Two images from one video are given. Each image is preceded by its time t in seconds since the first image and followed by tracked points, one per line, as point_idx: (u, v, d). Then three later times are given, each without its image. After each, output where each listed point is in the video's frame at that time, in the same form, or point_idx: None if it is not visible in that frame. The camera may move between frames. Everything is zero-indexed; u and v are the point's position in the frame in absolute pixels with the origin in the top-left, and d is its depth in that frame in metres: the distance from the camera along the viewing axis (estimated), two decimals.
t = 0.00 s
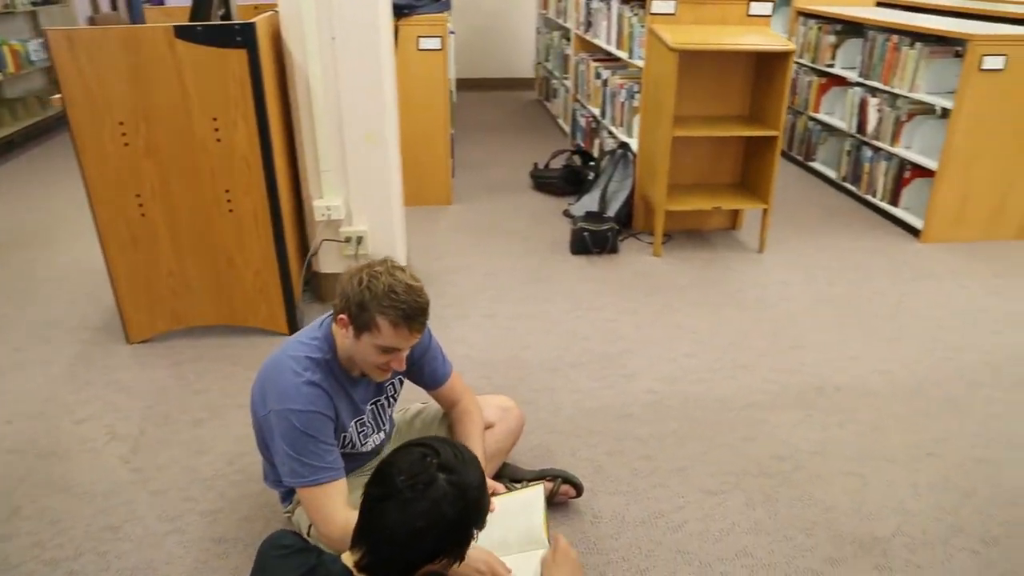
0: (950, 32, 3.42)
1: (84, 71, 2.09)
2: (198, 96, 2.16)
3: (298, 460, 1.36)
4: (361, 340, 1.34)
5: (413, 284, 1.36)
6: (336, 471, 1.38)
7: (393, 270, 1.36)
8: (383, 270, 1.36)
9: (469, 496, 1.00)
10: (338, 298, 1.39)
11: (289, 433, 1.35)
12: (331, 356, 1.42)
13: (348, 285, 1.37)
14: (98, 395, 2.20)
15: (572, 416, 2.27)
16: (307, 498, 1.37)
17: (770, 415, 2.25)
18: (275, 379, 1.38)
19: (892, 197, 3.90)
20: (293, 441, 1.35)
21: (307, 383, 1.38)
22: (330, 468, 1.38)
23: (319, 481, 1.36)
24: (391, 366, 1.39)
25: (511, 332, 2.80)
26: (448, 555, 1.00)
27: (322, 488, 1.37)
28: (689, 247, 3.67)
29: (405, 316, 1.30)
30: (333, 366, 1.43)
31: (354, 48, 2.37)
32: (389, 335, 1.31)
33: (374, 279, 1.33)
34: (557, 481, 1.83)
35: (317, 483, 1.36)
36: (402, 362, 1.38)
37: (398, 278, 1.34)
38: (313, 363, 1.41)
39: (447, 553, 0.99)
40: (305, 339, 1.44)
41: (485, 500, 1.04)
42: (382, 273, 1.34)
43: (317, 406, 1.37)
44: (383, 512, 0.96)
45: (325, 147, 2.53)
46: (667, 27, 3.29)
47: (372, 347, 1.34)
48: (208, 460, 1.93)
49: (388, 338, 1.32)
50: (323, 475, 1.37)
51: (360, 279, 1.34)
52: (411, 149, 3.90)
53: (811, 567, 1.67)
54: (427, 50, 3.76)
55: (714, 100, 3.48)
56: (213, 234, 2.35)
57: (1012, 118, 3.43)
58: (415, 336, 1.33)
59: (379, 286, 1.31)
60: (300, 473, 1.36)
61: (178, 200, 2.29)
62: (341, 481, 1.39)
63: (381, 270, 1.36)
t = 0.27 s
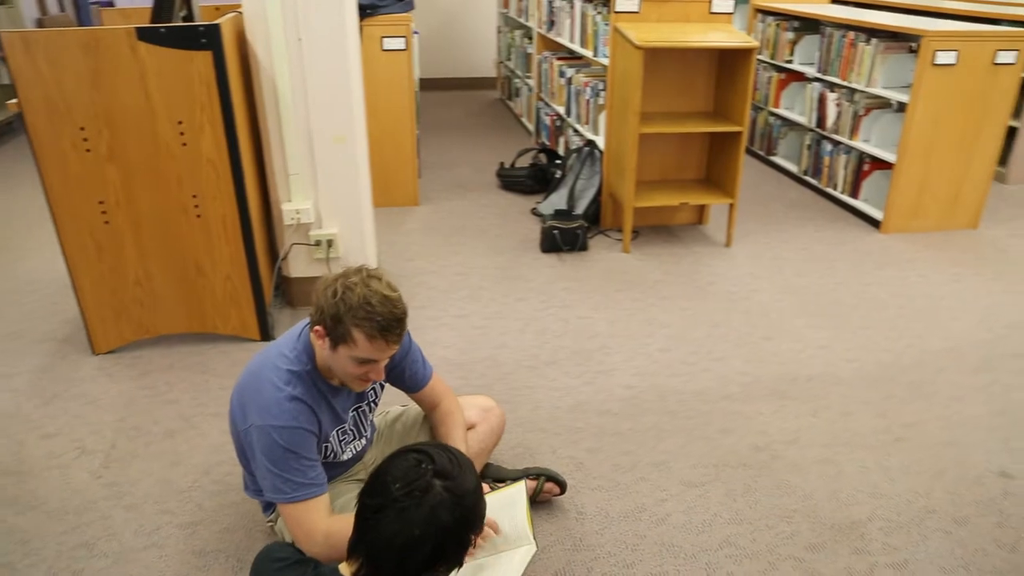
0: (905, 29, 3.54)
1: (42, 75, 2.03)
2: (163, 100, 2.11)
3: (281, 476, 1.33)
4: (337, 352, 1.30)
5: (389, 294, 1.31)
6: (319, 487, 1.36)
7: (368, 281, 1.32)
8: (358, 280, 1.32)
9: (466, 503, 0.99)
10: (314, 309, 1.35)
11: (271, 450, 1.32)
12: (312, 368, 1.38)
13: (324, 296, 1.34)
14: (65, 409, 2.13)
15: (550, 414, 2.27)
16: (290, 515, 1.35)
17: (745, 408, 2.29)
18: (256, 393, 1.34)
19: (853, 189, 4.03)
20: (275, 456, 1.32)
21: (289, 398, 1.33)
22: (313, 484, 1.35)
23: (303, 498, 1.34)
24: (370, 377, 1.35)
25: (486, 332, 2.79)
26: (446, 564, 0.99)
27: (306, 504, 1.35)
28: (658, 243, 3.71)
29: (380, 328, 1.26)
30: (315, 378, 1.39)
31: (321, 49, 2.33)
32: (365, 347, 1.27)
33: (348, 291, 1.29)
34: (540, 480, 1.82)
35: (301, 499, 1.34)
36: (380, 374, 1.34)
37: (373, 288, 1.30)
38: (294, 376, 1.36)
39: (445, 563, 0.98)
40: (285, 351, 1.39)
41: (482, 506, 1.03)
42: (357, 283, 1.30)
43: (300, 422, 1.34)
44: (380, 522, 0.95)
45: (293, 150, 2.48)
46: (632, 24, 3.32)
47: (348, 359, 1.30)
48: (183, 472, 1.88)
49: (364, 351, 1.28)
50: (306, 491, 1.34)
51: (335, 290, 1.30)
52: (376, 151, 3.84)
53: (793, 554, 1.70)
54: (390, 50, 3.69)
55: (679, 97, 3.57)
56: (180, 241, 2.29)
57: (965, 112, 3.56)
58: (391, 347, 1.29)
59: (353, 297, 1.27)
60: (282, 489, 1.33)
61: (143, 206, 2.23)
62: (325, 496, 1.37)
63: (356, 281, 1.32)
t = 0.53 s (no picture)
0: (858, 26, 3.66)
1: None
2: (122, 105, 2.05)
3: (262, 488, 1.30)
4: (311, 365, 1.27)
5: (362, 302, 1.28)
6: (302, 499, 1.33)
7: (340, 290, 1.29)
8: (329, 290, 1.28)
9: (459, 505, 0.98)
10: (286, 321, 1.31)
11: (251, 463, 1.29)
12: (290, 379, 1.35)
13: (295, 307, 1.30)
14: (26, 427, 2.05)
15: (527, 413, 2.28)
16: (273, 528, 1.32)
17: (717, 402, 2.33)
18: (233, 406, 1.31)
19: (811, 182, 4.15)
20: (255, 470, 1.29)
21: (268, 410, 1.30)
22: (296, 496, 1.33)
23: (285, 510, 1.31)
24: (348, 387, 1.32)
25: (458, 333, 2.78)
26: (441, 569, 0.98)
27: (289, 517, 1.32)
28: (624, 239, 3.75)
29: (354, 339, 1.23)
30: (294, 388, 1.35)
31: (284, 51, 2.29)
32: (340, 360, 1.25)
33: (319, 303, 1.25)
34: (522, 480, 1.81)
35: (283, 512, 1.31)
36: (358, 383, 1.31)
37: (345, 298, 1.27)
38: (273, 387, 1.33)
39: (440, 567, 0.97)
40: (262, 361, 1.36)
41: (474, 508, 1.02)
42: (328, 294, 1.27)
43: (281, 433, 1.31)
44: (372, 529, 0.94)
45: (257, 154, 2.43)
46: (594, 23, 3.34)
47: (323, 372, 1.27)
48: (155, 487, 1.83)
49: (339, 363, 1.25)
50: (289, 503, 1.32)
51: (305, 302, 1.27)
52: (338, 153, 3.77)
53: (773, 542, 1.74)
54: (351, 51, 3.63)
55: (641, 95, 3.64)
56: (143, 249, 2.23)
57: (916, 107, 3.69)
58: (367, 358, 1.26)
59: (324, 309, 1.24)
60: (264, 502, 1.30)
61: (103, 215, 2.16)
62: (308, 507, 1.35)
63: (327, 291, 1.28)
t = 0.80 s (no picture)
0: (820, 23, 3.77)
1: None
2: (88, 109, 2.00)
3: (249, 496, 1.28)
4: (302, 369, 1.25)
5: (349, 303, 1.27)
6: (290, 504, 1.32)
7: (325, 291, 1.27)
8: (314, 292, 1.27)
9: (456, 507, 0.95)
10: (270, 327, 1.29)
11: (238, 470, 1.27)
12: (276, 383, 1.32)
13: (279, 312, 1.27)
14: None
15: (508, 413, 2.28)
16: (261, 535, 1.31)
17: (696, 397, 2.36)
18: (218, 413, 1.28)
19: (779, 176, 4.27)
20: (242, 477, 1.27)
21: (255, 416, 1.28)
22: (284, 502, 1.32)
23: (274, 517, 1.30)
24: (338, 389, 1.31)
25: (436, 334, 2.77)
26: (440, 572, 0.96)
27: (277, 524, 1.31)
28: (597, 237, 3.77)
29: (346, 340, 1.22)
30: (280, 393, 1.33)
31: (254, 53, 2.26)
32: (332, 361, 1.23)
33: (307, 306, 1.24)
34: (508, 479, 1.80)
35: (272, 519, 1.30)
36: (348, 384, 1.30)
37: (333, 300, 1.26)
38: (258, 393, 1.31)
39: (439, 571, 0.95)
40: (246, 366, 1.33)
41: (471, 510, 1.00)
42: (315, 296, 1.25)
43: (268, 439, 1.29)
44: (369, 535, 0.91)
45: (228, 157, 2.39)
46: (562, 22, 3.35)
47: (314, 375, 1.25)
48: (133, 499, 1.79)
49: (331, 365, 1.24)
50: (277, 510, 1.31)
51: (292, 306, 1.24)
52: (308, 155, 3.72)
53: (757, 532, 1.77)
54: (319, 52, 3.59)
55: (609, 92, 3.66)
56: (112, 257, 2.18)
57: (878, 102, 3.82)
58: (359, 358, 1.25)
59: (314, 312, 1.22)
60: (252, 510, 1.29)
61: (70, 222, 2.11)
62: (296, 513, 1.34)
63: (313, 293, 1.26)
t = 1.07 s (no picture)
0: (782, 21, 3.89)
1: None
2: (52, 113, 1.95)
3: (237, 500, 1.26)
4: (293, 365, 1.24)
5: (341, 297, 1.28)
6: (279, 508, 1.31)
7: (317, 287, 1.28)
8: (305, 287, 1.27)
9: (452, 510, 0.92)
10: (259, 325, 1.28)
11: (226, 475, 1.25)
12: (261, 386, 1.32)
13: (270, 309, 1.27)
14: None
15: (487, 413, 2.27)
16: (252, 542, 1.28)
17: (674, 393, 2.39)
18: (202, 418, 1.26)
19: (745, 172, 4.38)
20: (229, 482, 1.26)
21: (240, 419, 1.27)
22: (273, 506, 1.30)
23: (264, 521, 1.28)
24: (328, 387, 1.30)
25: (411, 335, 2.75)
26: None
27: (268, 528, 1.29)
28: (569, 235, 3.78)
29: (340, 332, 1.23)
30: (265, 396, 1.33)
31: (222, 54, 2.22)
32: (325, 355, 1.23)
33: (300, 300, 1.24)
34: (494, 479, 1.80)
35: (261, 523, 1.28)
36: (339, 381, 1.29)
37: (326, 294, 1.26)
38: (243, 397, 1.30)
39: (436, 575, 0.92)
40: (229, 370, 1.32)
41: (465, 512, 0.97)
42: (308, 291, 1.26)
43: (255, 442, 1.28)
44: (364, 540, 0.88)
45: (196, 160, 2.33)
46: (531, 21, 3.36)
47: (305, 371, 1.24)
48: (109, 514, 1.74)
49: (325, 359, 1.23)
50: (267, 514, 1.29)
51: (285, 301, 1.24)
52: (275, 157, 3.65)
53: (741, 523, 1.80)
54: (285, 53, 3.53)
55: (577, 91, 3.68)
56: (79, 265, 2.12)
57: (840, 97, 3.95)
58: (352, 351, 1.25)
59: (308, 304, 1.23)
60: (241, 515, 1.27)
61: (35, 231, 2.04)
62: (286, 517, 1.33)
63: (305, 288, 1.27)
